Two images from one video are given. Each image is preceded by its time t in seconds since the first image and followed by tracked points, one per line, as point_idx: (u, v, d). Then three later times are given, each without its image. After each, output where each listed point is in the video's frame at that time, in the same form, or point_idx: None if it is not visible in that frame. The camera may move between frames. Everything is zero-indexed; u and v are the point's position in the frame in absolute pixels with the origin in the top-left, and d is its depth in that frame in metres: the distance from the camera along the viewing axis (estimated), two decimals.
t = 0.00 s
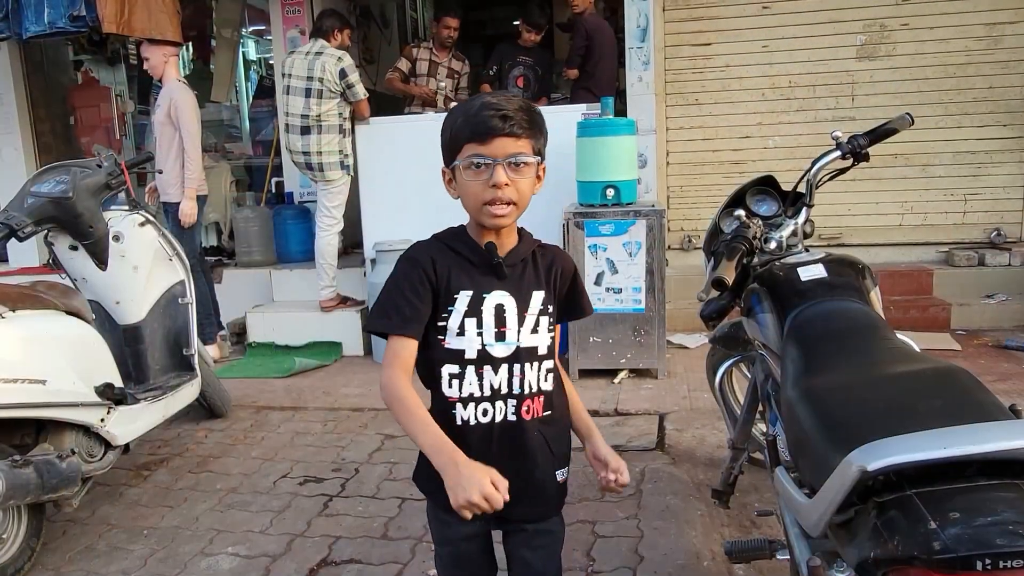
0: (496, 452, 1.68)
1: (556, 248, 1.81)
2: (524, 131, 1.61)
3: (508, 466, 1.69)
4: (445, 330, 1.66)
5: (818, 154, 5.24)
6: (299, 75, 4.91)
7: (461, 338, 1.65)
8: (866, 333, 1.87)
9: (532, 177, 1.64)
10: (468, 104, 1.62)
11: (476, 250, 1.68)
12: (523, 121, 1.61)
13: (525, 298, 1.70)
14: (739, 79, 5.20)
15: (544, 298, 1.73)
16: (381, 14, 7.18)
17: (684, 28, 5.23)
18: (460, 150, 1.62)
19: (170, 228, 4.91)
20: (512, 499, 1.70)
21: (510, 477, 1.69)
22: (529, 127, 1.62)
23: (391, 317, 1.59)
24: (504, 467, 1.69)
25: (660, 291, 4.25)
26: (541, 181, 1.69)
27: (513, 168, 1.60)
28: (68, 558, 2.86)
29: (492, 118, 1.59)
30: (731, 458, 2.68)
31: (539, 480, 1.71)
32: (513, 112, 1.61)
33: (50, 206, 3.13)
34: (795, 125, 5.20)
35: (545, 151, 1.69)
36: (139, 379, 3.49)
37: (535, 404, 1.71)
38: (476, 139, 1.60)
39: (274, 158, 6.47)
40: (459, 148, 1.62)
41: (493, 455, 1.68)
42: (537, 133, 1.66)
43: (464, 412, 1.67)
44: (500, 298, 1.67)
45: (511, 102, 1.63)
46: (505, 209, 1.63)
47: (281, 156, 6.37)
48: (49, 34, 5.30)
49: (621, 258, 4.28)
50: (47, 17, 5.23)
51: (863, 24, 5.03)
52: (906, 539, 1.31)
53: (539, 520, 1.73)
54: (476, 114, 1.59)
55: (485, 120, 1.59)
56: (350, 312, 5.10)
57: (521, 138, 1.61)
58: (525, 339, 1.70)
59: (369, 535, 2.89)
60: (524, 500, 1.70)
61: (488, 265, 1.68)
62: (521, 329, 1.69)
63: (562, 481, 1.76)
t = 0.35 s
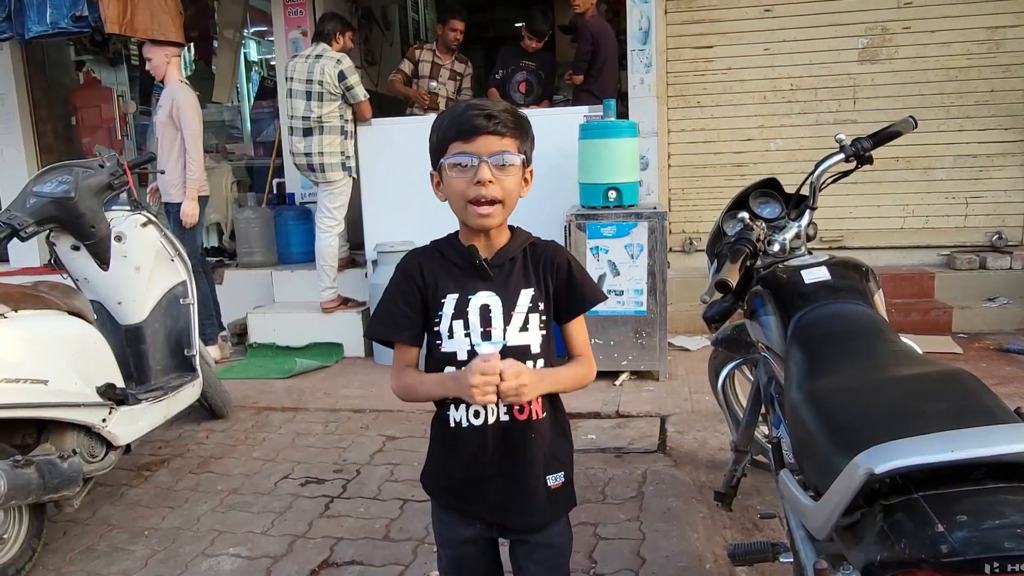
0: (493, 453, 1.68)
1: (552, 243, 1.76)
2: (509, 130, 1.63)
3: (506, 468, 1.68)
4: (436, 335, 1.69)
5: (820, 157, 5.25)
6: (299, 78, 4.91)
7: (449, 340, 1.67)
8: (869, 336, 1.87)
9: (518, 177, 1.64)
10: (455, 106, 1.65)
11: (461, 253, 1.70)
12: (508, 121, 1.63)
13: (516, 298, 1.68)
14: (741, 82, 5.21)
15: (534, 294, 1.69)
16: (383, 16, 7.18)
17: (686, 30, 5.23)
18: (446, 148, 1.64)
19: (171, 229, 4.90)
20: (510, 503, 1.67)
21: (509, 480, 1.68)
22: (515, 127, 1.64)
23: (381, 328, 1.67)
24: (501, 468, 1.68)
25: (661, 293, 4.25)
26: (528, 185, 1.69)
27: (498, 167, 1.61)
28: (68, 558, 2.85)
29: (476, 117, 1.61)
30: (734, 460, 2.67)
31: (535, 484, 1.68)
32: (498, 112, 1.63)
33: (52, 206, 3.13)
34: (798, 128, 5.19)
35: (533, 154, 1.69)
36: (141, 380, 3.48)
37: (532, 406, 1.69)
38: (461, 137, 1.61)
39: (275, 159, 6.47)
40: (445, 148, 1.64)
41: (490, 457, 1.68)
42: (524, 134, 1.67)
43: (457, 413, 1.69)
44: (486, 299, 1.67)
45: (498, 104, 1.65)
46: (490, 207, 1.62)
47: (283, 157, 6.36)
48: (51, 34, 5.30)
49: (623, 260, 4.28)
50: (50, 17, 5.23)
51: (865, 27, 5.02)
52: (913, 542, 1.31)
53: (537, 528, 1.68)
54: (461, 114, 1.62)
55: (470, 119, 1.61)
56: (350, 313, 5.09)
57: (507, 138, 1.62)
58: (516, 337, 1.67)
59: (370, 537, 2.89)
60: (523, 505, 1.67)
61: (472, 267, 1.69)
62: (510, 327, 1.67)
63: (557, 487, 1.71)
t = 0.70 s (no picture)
0: (519, 448, 1.67)
1: (584, 238, 1.76)
2: (560, 118, 1.65)
3: (532, 464, 1.67)
4: (464, 325, 1.68)
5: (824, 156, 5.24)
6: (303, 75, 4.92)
7: (477, 332, 1.66)
8: (878, 333, 1.86)
9: (565, 163, 1.64)
10: (506, 92, 1.66)
11: (495, 243, 1.68)
12: (560, 109, 1.66)
13: (545, 292, 1.67)
14: (746, 80, 5.19)
15: (565, 290, 1.69)
16: (387, 14, 7.16)
17: (690, 28, 5.22)
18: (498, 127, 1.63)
19: (174, 226, 4.89)
20: (536, 499, 1.67)
21: (534, 476, 1.67)
22: (565, 116, 1.66)
23: (409, 314, 1.66)
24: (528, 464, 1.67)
25: (665, 292, 4.24)
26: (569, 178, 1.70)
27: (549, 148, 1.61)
28: (72, 554, 2.85)
29: (530, 100, 1.63)
30: (740, 458, 2.66)
31: (561, 481, 1.67)
32: (550, 100, 1.65)
33: (56, 202, 3.12)
34: (802, 126, 5.18)
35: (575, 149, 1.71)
36: (144, 376, 3.49)
37: (559, 401, 1.68)
38: (515, 116, 1.61)
39: (277, 157, 6.46)
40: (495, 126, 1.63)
41: (515, 452, 1.67)
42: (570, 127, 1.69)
43: (483, 408, 1.67)
44: (516, 292, 1.66)
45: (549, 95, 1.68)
46: (537, 186, 1.60)
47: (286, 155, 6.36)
48: (55, 30, 5.30)
49: (627, 258, 4.28)
50: (54, 14, 5.23)
51: (870, 25, 5.01)
52: (925, 539, 1.30)
53: (564, 526, 1.68)
54: (518, 96, 1.63)
55: (525, 100, 1.62)
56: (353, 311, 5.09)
57: (558, 125, 1.64)
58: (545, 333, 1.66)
59: (374, 534, 2.88)
60: (549, 501, 1.67)
61: (505, 259, 1.68)
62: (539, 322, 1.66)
63: (582, 484, 1.70)
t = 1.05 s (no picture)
0: (529, 439, 1.66)
1: (600, 230, 1.74)
2: (581, 108, 1.64)
3: (542, 456, 1.66)
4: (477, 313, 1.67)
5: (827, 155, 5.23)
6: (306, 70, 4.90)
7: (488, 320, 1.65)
8: (881, 331, 1.85)
9: (585, 154, 1.62)
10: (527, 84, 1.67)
11: (512, 232, 1.68)
12: (580, 100, 1.65)
13: (560, 282, 1.66)
14: (750, 79, 5.18)
15: (580, 280, 1.67)
16: (390, 10, 7.15)
17: (694, 26, 5.21)
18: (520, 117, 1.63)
19: (176, 219, 4.88)
20: (546, 491, 1.65)
21: (544, 468, 1.66)
22: (586, 106, 1.65)
23: (425, 297, 1.68)
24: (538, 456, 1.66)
25: (666, 290, 4.24)
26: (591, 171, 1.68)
27: (569, 138, 1.59)
28: (71, 547, 2.85)
29: (551, 91, 1.63)
30: (741, 457, 2.66)
31: (573, 472, 1.66)
32: (570, 91, 1.66)
33: (58, 194, 3.12)
34: (805, 125, 5.17)
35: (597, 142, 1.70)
36: (144, 369, 3.48)
37: (572, 393, 1.66)
38: (533, 105, 1.61)
39: (280, 152, 6.46)
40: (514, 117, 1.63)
41: (525, 443, 1.66)
42: (592, 118, 1.68)
43: (494, 396, 1.66)
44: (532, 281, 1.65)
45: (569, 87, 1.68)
46: (556, 175, 1.58)
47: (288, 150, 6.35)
48: (58, 23, 5.30)
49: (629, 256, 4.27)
50: (57, 6, 5.22)
51: (874, 25, 5.00)
52: (928, 538, 1.30)
53: (580, 516, 1.68)
54: (538, 87, 1.63)
55: (544, 90, 1.62)
56: (353, 306, 5.08)
57: (578, 115, 1.64)
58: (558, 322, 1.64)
59: (373, 529, 2.88)
60: (559, 493, 1.66)
61: (522, 248, 1.67)
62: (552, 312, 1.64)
63: (598, 477, 1.69)
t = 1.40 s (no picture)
0: (501, 427, 1.66)
1: (571, 223, 1.75)
2: (548, 115, 1.63)
3: (514, 445, 1.66)
4: (448, 305, 1.70)
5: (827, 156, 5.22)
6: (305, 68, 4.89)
7: (458, 310, 1.68)
8: (878, 333, 1.85)
9: (552, 161, 1.62)
10: (496, 87, 1.66)
11: (482, 226, 1.73)
12: (548, 106, 1.63)
13: (526, 271, 1.67)
14: (750, 79, 5.18)
15: (548, 270, 1.68)
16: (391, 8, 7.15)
17: (694, 26, 5.21)
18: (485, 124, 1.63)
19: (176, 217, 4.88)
20: (517, 479, 1.66)
21: (516, 458, 1.66)
22: (554, 112, 1.64)
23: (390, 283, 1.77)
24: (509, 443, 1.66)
25: (665, 290, 4.24)
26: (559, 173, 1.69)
27: (535, 148, 1.59)
28: (68, 544, 2.85)
29: (518, 98, 1.62)
30: (737, 458, 2.67)
31: (543, 460, 1.65)
32: (539, 95, 1.64)
33: (57, 192, 3.12)
34: (805, 126, 5.17)
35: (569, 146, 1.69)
36: (143, 366, 3.48)
37: (539, 380, 1.66)
38: (500, 114, 1.61)
39: (279, 150, 6.45)
40: (482, 124, 1.63)
41: (498, 433, 1.67)
42: (561, 123, 1.66)
43: (468, 382, 1.68)
44: (500, 272, 1.67)
45: (540, 90, 1.66)
46: (521, 186, 1.60)
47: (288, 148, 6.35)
48: (59, 20, 5.30)
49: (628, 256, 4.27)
50: (58, 3, 5.22)
51: (875, 26, 5.00)
52: (922, 541, 1.30)
53: (550, 508, 1.67)
54: (504, 93, 1.62)
55: (511, 98, 1.61)
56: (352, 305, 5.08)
57: (546, 122, 1.62)
58: (522, 311, 1.65)
59: (371, 528, 2.88)
60: (530, 482, 1.65)
61: (492, 241, 1.71)
62: (519, 301, 1.65)
63: (570, 467, 1.68)
